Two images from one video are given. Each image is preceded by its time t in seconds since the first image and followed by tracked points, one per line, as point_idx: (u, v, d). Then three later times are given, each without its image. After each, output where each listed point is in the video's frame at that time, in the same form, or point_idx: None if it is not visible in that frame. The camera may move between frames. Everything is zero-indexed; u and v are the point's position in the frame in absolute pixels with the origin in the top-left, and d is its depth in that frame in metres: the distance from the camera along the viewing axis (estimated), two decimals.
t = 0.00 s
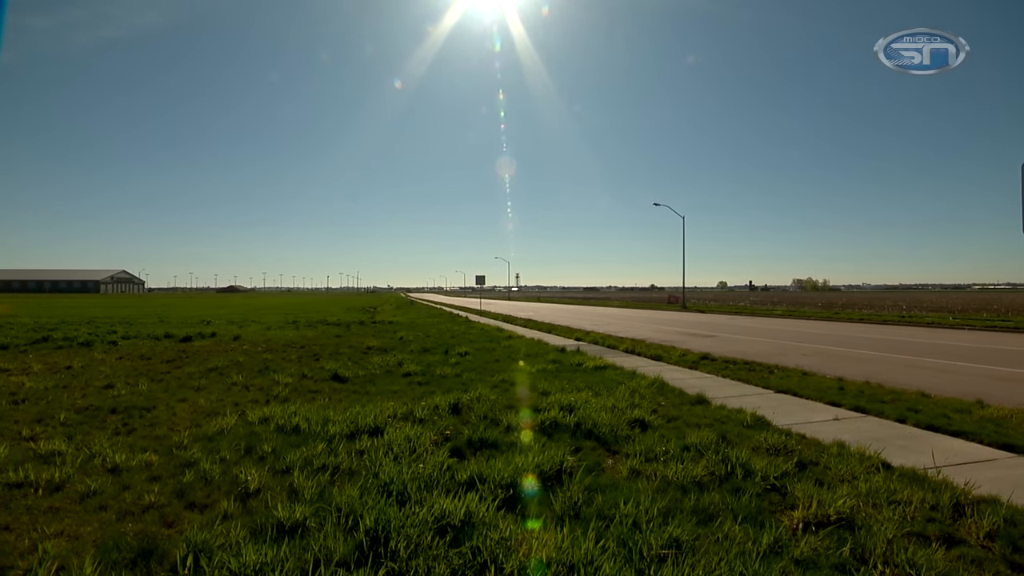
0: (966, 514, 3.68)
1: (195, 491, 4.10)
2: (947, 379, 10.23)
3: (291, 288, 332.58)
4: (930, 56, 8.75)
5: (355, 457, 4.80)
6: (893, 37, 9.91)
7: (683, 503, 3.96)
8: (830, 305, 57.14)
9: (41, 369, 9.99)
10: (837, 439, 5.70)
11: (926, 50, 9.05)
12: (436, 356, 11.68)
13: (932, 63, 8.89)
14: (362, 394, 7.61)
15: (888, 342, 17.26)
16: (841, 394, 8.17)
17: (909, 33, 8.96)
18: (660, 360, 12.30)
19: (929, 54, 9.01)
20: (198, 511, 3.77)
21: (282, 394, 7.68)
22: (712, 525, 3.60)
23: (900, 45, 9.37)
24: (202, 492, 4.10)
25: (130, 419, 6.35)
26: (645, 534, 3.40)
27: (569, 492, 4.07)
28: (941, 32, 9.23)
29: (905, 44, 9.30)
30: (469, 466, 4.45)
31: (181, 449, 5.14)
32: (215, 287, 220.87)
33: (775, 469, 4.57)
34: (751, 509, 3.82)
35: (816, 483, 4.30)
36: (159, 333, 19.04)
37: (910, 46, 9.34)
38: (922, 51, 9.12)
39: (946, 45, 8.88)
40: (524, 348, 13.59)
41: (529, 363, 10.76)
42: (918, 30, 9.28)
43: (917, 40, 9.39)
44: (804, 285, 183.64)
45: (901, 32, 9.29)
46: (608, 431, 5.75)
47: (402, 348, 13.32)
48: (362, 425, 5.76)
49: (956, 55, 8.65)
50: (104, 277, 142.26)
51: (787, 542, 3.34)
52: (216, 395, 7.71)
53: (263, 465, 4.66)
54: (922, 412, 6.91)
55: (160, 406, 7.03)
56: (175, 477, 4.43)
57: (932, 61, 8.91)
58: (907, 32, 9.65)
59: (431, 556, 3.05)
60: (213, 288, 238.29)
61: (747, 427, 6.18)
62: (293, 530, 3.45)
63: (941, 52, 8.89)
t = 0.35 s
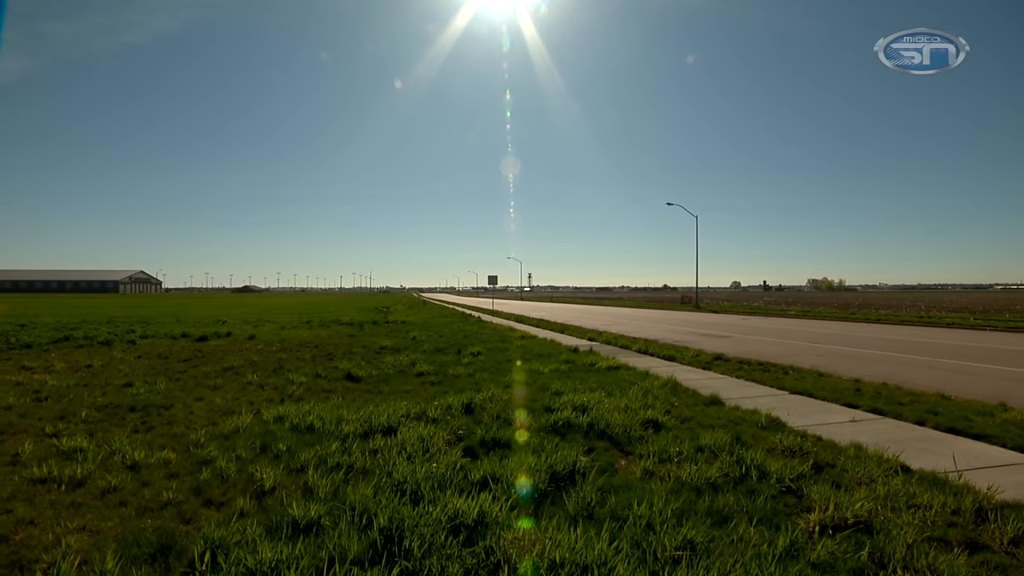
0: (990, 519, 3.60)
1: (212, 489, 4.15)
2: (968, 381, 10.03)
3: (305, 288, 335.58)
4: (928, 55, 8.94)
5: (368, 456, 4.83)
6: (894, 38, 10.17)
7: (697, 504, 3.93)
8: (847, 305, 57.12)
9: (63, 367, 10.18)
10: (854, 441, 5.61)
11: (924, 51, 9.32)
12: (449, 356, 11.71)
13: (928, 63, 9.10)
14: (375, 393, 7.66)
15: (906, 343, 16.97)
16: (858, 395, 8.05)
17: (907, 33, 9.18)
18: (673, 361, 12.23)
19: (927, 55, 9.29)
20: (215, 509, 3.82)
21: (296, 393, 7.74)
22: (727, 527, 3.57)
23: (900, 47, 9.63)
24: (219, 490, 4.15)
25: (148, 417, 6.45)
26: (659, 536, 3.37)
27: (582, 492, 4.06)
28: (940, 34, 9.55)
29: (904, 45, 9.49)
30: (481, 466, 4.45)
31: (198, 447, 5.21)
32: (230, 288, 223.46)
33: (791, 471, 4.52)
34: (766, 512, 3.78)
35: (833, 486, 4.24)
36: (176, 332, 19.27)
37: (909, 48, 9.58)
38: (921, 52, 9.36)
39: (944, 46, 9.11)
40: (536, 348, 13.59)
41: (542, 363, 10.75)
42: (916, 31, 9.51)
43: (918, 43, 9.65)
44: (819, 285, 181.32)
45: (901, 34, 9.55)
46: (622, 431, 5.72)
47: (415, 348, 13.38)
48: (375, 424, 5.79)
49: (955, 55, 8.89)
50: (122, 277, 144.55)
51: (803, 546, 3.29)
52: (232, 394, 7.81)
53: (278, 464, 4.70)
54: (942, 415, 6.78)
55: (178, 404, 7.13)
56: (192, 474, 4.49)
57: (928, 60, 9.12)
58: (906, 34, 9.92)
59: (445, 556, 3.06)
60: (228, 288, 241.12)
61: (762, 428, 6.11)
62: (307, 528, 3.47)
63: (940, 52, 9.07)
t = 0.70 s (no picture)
0: (1015, 525, 3.52)
1: (230, 486, 4.21)
2: (991, 383, 9.81)
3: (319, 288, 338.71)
4: (928, 55, 9.07)
5: (383, 455, 4.86)
6: (895, 38, 10.33)
7: (712, 506, 3.89)
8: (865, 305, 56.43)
9: (86, 365, 10.40)
10: (873, 443, 5.52)
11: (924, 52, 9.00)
12: (463, 356, 11.74)
13: (929, 63, 9.20)
14: (390, 393, 7.72)
15: (927, 345, 16.68)
16: (877, 397, 7.91)
17: (908, 33, 9.32)
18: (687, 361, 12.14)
19: (927, 55, 9.43)
20: (233, 506, 3.87)
21: (311, 392, 7.82)
22: (743, 529, 3.53)
23: (900, 47, 9.78)
24: (236, 487, 4.20)
25: (167, 415, 6.56)
26: (674, 537, 3.35)
27: (596, 493, 4.05)
28: (941, 34, 9.68)
29: (903, 45, 9.65)
30: (496, 466, 4.46)
31: (216, 445, 5.28)
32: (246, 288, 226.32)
33: (808, 474, 4.46)
34: (783, 514, 3.73)
35: (851, 489, 4.18)
36: (194, 331, 19.52)
37: (909, 48, 9.73)
38: (921, 52, 9.50)
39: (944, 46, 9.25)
40: (550, 348, 13.59)
41: (555, 363, 10.74)
42: (916, 32, 9.67)
43: (918, 43, 9.79)
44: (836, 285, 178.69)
45: (901, 34, 9.71)
46: (636, 432, 5.69)
47: (428, 348, 13.45)
48: (390, 424, 5.82)
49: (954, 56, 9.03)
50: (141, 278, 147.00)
51: (821, 549, 3.25)
52: (248, 393, 7.90)
53: (294, 462, 4.75)
54: (965, 418, 6.64)
55: (196, 402, 7.25)
56: (210, 471, 4.56)
57: (929, 60, 9.22)
58: (906, 35, 10.08)
59: (460, 555, 3.07)
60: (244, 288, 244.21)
61: (778, 430, 6.04)
62: (323, 526, 3.50)
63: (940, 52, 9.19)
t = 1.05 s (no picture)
0: None
1: (245, 484, 4.26)
2: (1013, 385, 9.60)
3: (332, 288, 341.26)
4: (927, 56, 9.21)
5: (396, 454, 4.89)
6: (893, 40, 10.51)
7: (726, 508, 3.86)
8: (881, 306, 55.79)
9: (105, 364, 10.59)
10: (891, 446, 5.44)
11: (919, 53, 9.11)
12: (476, 356, 11.76)
13: (927, 63, 9.26)
14: (403, 392, 7.76)
15: (946, 346, 16.38)
16: (894, 399, 7.79)
17: (906, 34, 9.41)
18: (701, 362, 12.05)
19: (926, 55, 9.60)
20: (248, 503, 3.92)
21: (325, 391, 7.88)
22: (758, 532, 3.49)
23: (901, 48, 9.94)
24: (252, 485, 4.25)
25: (184, 413, 6.65)
26: (687, 539, 3.33)
27: (610, 494, 4.03)
28: (940, 36, 9.82)
29: (903, 45, 9.85)
30: (508, 466, 4.46)
31: (231, 444, 5.34)
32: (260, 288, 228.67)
33: (824, 476, 4.40)
34: (799, 517, 3.69)
35: (869, 492, 4.12)
36: (210, 331, 19.74)
37: (909, 49, 9.90)
38: (920, 52, 9.72)
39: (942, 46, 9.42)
40: (562, 348, 13.58)
41: (568, 363, 10.73)
42: (916, 33, 9.82)
43: (918, 44, 9.93)
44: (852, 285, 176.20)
45: (901, 35, 9.88)
46: (649, 433, 5.66)
47: (441, 347, 13.49)
48: (403, 423, 5.84)
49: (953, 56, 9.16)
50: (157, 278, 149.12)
51: (838, 553, 3.20)
52: (263, 392, 7.97)
53: (308, 461, 4.79)
54: (986, 421, 6.51)
55: (212, 401, 7.34)
56: (226, 469, 4.62)
57: (927, 60, 9.29)
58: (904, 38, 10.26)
59: (473, 554, 3.08)
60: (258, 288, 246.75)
61: (793, 431, 5.98)
62: (337, 525, 3.53)
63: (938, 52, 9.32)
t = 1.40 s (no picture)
0: None
1: (262, 482, 4.32)
2: None
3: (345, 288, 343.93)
4: (928, 55, 9.16)
5: (410, 453, 4.92)
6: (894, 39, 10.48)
7: (742, 510, 3.82)
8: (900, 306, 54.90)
9: (125, 363, 10.78)
10: (911, 449, 5.34)
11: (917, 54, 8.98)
12: (489, 356, 11.77)
13: (927, 63, 9.13)
14: (417, 392, 7.79)
15: (969, 347, 16.03)
16: (915, 401, 7.64)
17: (904, 34, 9.29)
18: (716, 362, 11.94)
19: (926, 54, 9.58)
20: (264, 501, 3.97)
21: (339, 391, 7.95)
22: (774, 534, 3.45)
23: (900, 47, 9.91)
24: (268, 483, 4.30)
25: (202, 411, 6.75)
26: (702, 541, 3.30)
27: (624, 495, 4.01)
28: (940, 35, 9.78)
29: (903, 45, 9.70)
30: (522, 466, 4.46)
31: (248, 442, 5.41)
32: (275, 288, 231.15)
33: (842, 479, 4.33)
34: (816, 520, 3.64)
35: (888, 496, 4.05)
36: (227, 331, 19.98)
37: (909, 48, 9.86)
38: (920, 52, 9.55)
39: (942, 45, 9.39)
40: (575, 348, 13.57)
41: (581, 363, 10.70)
42: (915, 32, 9.78)
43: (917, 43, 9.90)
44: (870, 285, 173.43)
45: (901, 34, 9.84)
46: (663, 434, 5.62)
47: (454, 347, 13.52)
48: (417, 423, 5.87)
49: (953, 55, 9.17)
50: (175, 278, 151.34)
51: (857, 557, 3.15)
52: (278, 391, 8.06)
53: (323, 459, 4.84)
54: (1010, 424, 6.37)
55: (228, 400, 7.43)
56: (243, 467, 4.68)
57: (926, 60, 9.17)
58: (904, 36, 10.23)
59: (487, 554, 3.09)
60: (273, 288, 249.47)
61: (809, 433, 5.90)
62: (352, 523, 3.55)
63: (939, 51, 9.29)
